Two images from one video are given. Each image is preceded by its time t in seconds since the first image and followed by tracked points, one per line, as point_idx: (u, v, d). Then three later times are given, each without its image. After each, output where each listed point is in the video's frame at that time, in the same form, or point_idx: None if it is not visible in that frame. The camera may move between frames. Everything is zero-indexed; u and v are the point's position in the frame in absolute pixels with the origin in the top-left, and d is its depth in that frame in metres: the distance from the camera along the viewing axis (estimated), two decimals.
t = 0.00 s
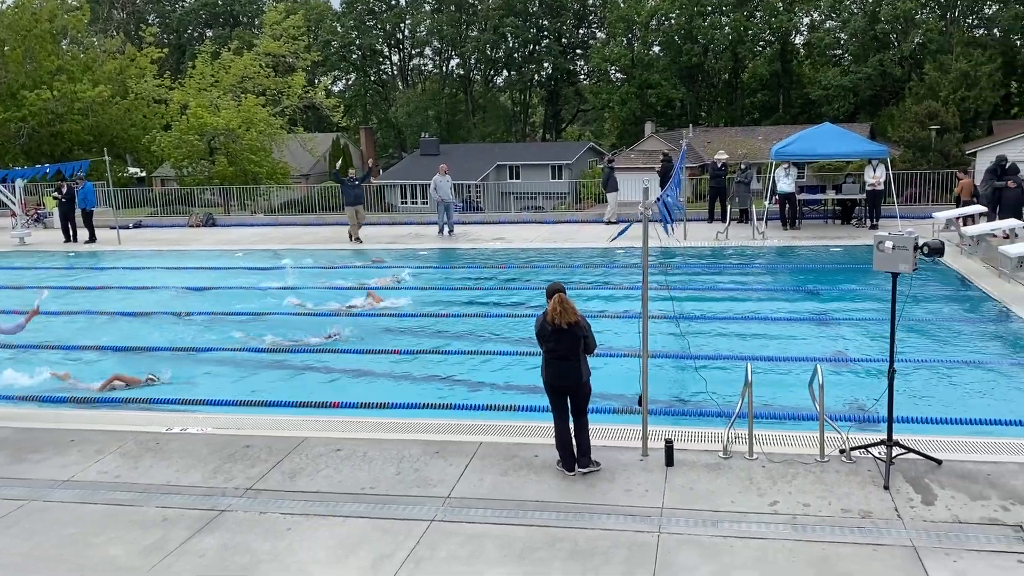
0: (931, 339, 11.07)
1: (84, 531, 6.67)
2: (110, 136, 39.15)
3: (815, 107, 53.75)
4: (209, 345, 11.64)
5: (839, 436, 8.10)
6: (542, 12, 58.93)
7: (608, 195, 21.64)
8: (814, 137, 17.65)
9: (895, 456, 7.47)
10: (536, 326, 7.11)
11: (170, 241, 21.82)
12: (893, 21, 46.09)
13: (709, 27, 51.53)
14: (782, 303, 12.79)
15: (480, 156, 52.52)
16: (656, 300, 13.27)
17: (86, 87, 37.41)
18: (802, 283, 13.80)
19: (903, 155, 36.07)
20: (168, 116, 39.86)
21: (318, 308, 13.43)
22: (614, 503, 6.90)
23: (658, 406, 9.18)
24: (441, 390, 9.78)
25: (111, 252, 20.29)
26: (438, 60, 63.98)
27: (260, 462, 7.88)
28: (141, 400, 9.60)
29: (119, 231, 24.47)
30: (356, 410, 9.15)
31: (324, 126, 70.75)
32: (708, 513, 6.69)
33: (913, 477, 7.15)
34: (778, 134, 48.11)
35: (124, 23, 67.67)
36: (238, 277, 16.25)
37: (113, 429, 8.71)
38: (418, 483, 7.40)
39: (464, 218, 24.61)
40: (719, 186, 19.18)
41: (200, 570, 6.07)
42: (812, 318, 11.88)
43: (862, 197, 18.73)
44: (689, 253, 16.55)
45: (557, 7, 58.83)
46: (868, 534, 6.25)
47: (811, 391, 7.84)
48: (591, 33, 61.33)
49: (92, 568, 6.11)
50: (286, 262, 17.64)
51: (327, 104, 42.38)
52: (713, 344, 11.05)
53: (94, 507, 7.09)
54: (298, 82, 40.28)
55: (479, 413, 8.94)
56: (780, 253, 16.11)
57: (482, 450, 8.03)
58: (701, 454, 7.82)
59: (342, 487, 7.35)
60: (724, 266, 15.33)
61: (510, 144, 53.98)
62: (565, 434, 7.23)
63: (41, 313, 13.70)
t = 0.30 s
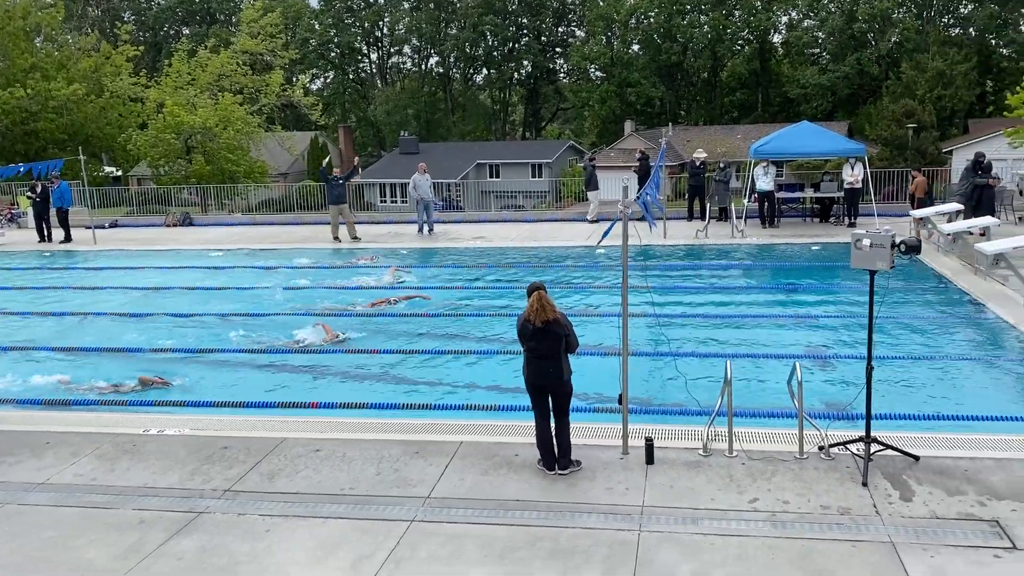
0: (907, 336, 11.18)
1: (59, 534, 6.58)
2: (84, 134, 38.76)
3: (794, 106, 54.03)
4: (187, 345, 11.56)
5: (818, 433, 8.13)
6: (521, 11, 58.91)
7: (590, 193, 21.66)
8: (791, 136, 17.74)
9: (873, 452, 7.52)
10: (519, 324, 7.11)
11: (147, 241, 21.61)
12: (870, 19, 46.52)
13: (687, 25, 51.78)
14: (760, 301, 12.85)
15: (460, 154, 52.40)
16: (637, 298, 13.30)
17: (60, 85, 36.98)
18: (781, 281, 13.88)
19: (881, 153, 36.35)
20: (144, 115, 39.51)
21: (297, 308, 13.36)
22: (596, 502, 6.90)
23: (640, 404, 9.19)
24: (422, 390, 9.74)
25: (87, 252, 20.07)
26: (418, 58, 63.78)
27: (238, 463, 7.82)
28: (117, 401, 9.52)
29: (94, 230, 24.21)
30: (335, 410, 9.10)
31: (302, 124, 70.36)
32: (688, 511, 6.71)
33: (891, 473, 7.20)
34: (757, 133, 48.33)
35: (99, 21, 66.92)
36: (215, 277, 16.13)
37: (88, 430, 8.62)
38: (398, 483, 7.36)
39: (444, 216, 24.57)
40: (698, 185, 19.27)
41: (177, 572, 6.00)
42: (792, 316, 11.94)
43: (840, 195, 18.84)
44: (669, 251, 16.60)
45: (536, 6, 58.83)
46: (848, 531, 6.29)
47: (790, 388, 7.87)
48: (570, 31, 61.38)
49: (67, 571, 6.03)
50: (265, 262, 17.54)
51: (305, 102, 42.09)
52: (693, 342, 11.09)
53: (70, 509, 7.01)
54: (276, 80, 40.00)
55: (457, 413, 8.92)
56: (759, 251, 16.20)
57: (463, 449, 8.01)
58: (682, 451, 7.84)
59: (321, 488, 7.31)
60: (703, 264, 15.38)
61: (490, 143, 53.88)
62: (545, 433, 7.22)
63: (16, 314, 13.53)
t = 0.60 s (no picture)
0: (883, 333, 11.33)
1: (35, 539, 6.53)
2: (59, 133, 38.38)
3: (771, 106, 54.38)
4: (164, 346, 11.48)
5: (796, 431, 8.21)
6: (500, 10, 58.92)
7: (571, 193, 21.69)
8: (768, 136, 17.84)
9: (850, 450, 7.59)
10: (500, 324, 7.11)
11: (124, 241, 21.41)
12: (846, 20, 46.94)
13: (666, 26, 52.05)
14: (739, 299, 12.94)
15: (439, 153, 52.30)
16: (617, 297, 13.35)
17: (33, 84, 36.53)
18: (758, 280, 14.00)
19: (857, 153, 36.69)
20: (121, 115, 39.15)
21: (276, 309, 13.29)
22: (576, 502, 6.92)
23: (620, 404, 9.22)
24: (402, 390, 9.74)
25: (63, 253, 19.85)
26: (396, 57, 63.58)
27: (216, 466, 7.78)
28: (93, 404, 9.43)
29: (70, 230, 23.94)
30: (315, 411, 9.07)
31: (280, 123, 69.92)
32: (667, 509, 6.74)
33: (867, 470, 7.27)
34: (734, 133, 48.62)
35: (73, 19, 66.15)
36: (193, 278, 16.01)
37: (64, 433, 8.54)
38: (378, 484, 7.35)
39: (424, 216, 24.53)
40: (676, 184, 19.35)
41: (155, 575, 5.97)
42: (770, 315, 12.03)
43: (817, 194, 18.99)
44: (649, 250, 16.66)
45: (515, 6, 58.89)
46: (825, 528, 6.34)
47: (768, 387, 7.93)
48: (549, 31, 61.44)
49: None
50: (244, 262, 17.44)
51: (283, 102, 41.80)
52: (673, 341, 11.14)
53: (45, 514, 6.93)
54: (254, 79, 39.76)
55: (437, 414, 8.93)
56: (738, 250, 16.30)
57: (443, 450, 8.01)
58: (661, 450, 7.88)
59: (300, 490, 7.28)
60: (682, 263, 15.46)
61: (469, 142, 53.80)
62: (526, 433, 7.23)
63: None
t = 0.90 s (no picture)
0: (859, 332, 11.43)
1: (8, 543, 6.46)
2: (33, 132, 37.96)
3: (747, 107, 54.70)
4: (139, 347, 11.40)
5: (772, 429, 8.28)
6: (478, 10, 58.89)
7: (550, 193, 21.72)
8: (745, 136, 17.95)
9: (825, 448, 7.66)
10: (478, 324, 7.11)
11: (100, 242, 21.21)
12: (822, 21, 47.31)
13: (643, 27, 52.28)
14: (716, 299, 13.01)
15: (418, 153, 52.18)
16: (595, 297, 13.40)
17: (4, 84, 36.07)
18: (735, 280, 14.08)
19: (833, 154, 37.01)
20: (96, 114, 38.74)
21: (254, 310, 13.21)
22: (554, 502, 6.94)
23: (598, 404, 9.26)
24: (379, 391, 9.71)
25: (38, 254, 19.62)
26: (375, 57, 63.33)
27: (193, 468, 7.73)
28: (67, 407, 9.36)
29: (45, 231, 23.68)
30: (293, 413, 9.04)
31: (257, 123, 69.45)
32: (644, 508, 6.78)
33: (843, 468, 7.34)
34: (711, 134, 48.86)
35: (47, 17, 65.29)
36: (169, 278, 15.90)
37: (38, 436, 8.47)
38: (356, 485, 7.34)
39: (402, 216, 24.48)
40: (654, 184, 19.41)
41: None
42: (747, 314, 12.11)
43: (794, 194, 19.13)
44: (628, 250, 16.72)
45: (493, 6, 58.90)
46: (801, 526, 6.40)
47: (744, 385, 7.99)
48: (527, 32, 61.41)
49: None
50: (221, 263, 17.34)
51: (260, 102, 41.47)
52: (650, 341, 11.19)
53: (19, 518, 6.87)
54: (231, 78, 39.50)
55: (415, 415, 8.92)
56: (715, 250, 16.38)
57: (421, 451, 8.00)
58: (638, 450, 7.91)
59: (277, 492, 7.25)
60: (660, 263, 15.52)
61: (447, 142, 53.69)
62: (503, 433, 7.24)
63: None
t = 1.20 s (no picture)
0: (834, 331, 11.50)
1: None
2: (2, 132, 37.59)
3: (723, 108, 55.01)
4: (112, 350, 11.28)
5: (748, 428, 8.31)
6: (455, 10, 58.83)
7: (528, 193, 21.73)
8: (721, 137, 18.03)
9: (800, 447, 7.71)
10: (458, 324, 7.11)
11: (73, 243, 20.98)
12: (797, 23, 47.61)
13: (620, 27, 52.49)
14: (693, 299, 13.05)
15: (396, 153, 52.02)
16: (573, 297, 13.40)
17: None
18: (712, 279, 14.13)
19: (808, 154, 37.36)
20: (67, 113, 38.28)
21: (229, 311, 13.12)
22: (531, 502, 6.93)
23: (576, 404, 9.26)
24: (356, 393, 9.65)
25: (10, 255, 19.35)
26: (351, 57, 63.05)
27: (166, 471, 7.67)
28: (37, 410, 9.25)
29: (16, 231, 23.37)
30: (268, 416, 8.97)
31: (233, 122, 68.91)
32: (621, 508, 6.79)
33: (818, 466, 7.39)
34: (687, 134, 49.11)
35: (18, 16, 64.43)
36: (143, 280, 15.76)
37: (7, 440, 8.35)
38: (332, 487, 7.30)
39: (380, 216, 24.40)
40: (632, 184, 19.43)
41: None
42: (724, 314, 12.16)
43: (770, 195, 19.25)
44: (607, 250, 16.74)
45: (470, 6, 58.87)
46: (777, 524, 6.43)
47: (721, 384, 8.02)
48: (504, 32, 60.90)
49: None
50: (197, 264, 17.21)
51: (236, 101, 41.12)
52: (627, 341, 11.21)
53: None
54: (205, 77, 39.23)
55: (391, 416, 8.88)
56: (693, 250, 16.44)
57: (397, 452, 7.97)
58: (615, 450, 7.92)
59: (253, 495, 7.20)
60: (638, 263, 15.55)
61: (425, 142, 53.57)
62: (480, 434, 7.23)
63: None
